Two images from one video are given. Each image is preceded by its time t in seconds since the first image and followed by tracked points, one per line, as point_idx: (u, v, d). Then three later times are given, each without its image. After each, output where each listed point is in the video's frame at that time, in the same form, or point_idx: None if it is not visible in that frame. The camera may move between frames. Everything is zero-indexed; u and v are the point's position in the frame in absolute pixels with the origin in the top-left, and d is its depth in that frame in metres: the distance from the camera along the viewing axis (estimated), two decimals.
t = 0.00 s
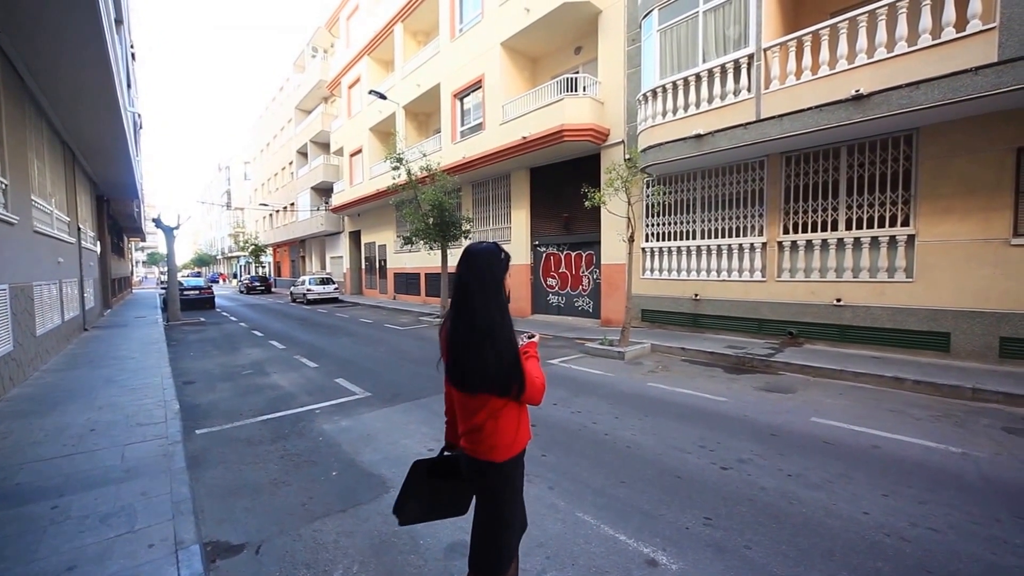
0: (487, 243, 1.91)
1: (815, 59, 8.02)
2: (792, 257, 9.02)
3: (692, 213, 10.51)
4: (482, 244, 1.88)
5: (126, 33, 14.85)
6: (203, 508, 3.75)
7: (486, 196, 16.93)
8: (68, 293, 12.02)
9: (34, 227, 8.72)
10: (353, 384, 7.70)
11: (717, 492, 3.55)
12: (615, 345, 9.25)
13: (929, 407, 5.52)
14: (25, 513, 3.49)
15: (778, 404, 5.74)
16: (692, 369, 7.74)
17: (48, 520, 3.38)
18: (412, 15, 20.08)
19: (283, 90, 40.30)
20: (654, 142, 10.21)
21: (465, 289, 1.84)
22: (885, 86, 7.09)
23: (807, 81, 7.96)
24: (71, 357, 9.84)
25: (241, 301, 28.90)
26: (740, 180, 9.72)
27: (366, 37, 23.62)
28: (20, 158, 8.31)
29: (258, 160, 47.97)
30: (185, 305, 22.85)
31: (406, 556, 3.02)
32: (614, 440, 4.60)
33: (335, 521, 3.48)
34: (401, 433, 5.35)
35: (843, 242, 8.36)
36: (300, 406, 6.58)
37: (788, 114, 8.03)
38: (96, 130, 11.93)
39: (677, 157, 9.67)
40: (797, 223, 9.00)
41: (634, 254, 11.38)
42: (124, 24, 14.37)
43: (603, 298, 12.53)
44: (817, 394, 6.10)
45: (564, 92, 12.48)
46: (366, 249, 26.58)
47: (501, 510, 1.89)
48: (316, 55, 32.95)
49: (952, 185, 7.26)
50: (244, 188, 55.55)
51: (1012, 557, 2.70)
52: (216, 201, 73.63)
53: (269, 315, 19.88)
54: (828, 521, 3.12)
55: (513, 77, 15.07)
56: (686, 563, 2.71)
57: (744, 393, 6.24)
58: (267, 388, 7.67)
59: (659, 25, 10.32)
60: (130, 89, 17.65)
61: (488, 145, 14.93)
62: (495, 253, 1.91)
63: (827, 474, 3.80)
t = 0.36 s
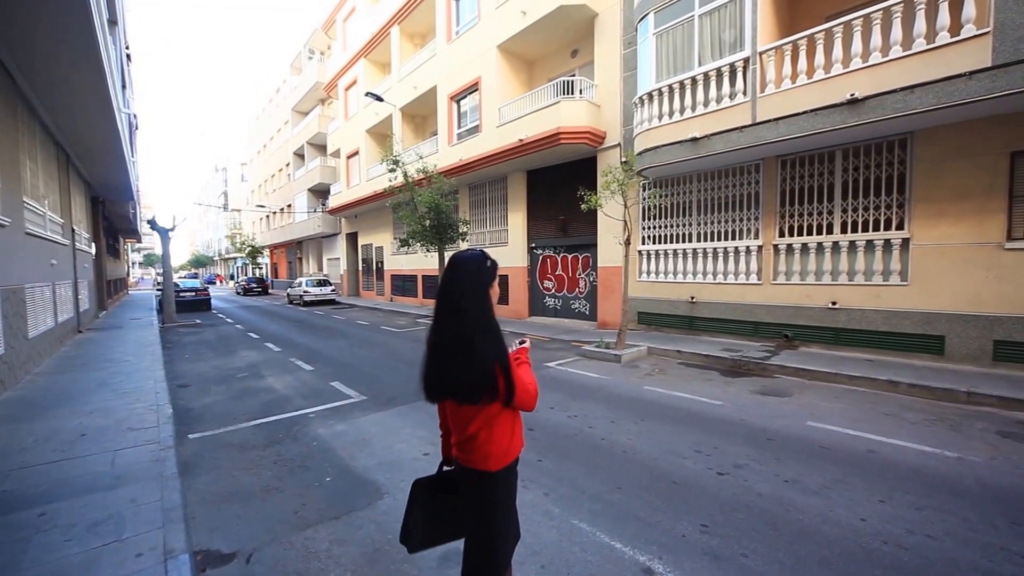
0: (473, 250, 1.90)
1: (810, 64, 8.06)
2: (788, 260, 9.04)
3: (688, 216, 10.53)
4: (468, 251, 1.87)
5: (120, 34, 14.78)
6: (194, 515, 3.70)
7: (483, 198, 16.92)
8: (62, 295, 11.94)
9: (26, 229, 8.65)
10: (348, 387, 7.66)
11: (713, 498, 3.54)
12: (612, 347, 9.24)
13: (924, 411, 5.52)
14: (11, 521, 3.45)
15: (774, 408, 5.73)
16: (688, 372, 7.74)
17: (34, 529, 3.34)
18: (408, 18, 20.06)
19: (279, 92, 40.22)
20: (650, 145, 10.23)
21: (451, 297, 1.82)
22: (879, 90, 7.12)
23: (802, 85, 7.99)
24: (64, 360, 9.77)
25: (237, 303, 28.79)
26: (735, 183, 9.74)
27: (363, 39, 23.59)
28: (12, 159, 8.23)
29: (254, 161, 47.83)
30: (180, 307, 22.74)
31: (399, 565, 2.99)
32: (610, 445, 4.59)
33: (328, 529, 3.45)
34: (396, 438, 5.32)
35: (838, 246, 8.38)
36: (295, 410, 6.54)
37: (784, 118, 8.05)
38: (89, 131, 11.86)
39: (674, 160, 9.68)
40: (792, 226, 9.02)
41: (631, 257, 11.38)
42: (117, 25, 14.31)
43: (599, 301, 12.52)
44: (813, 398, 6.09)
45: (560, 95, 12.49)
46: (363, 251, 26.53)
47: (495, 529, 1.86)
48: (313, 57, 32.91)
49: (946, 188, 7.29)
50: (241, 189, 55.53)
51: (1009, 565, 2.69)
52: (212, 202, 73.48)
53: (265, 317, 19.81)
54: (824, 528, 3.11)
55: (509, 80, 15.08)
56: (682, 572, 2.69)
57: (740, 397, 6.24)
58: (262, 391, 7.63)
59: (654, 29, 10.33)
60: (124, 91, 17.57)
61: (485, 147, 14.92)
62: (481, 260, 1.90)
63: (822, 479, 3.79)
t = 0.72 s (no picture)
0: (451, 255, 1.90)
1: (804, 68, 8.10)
2: (783, 262, 9.04)
3: (684, 218, 10.54)
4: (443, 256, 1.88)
5: (111, 32, 14.69)
6: (180, 523, 3.67)
7: (480, 200, 16.92)
8: (53, 296, 11.88)
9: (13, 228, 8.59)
10: (344, 389, 7.64)
11: (709, 502, 3.55)
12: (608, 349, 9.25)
13: (918, 412, 5.53)
14: None
15: (770, 410, 5.73)
16: (684, 374, 7.75)
17: (12, 538, 3.30)
18: (405, 19, 20.05)
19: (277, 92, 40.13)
20: (646, 147, 10.24)
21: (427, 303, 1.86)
22: (874, 94, 7.15)
23: (797, 89, 8.01)
24: (54, 361, 9.71)
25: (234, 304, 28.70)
26: (731, 185, 9.75)
27: (361, 39, 23.56)
28: None
29: (252, 161, 47.72)
30: (175, 307, 22.65)
31: (390, 572, 2.98)
32: (606, 447, 4.59)
33: (317, 536, 3.44)
34: (391, 441, 5.30)
35: (833, 248, 8.38)
36: (289, 412, 6.52)
37: (779, 121, 8.07)
38: (80, 128, 11.77)
39: (670, 162, 9.69)
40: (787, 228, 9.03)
41: (628, 258, 11.38)
42: (108, 23, 14.22)
43: (596, 302, 12.52)
44: (808, 399, 6.10)
45: (558, 97, 12.51)
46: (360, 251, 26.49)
47: (481, 539, 1.85)
48: (310, 57, 32.85)
49: (941, 191, 7.30)
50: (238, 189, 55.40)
51: (1001, 569, 2.70)
52: (209, 202, 73.26)
53: (262, 318, 19.75)
54: (821, 532, 3.12)
55: (507, 81, 15.08)
56: None
57: (736, 399, 6.24)
58: (256, 393, 7.61)
59: (651, 31, 10.35)
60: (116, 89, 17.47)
61: (483, 148, 14.93)
62: (458, 264, 1.89)
63: (816, 483, 3.80)
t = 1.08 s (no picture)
0: (429, 254, 1.97)
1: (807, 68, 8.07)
2: (787, 263, 9.04)
3: (688, 219, 10.53)
4: (418, 255, 1.96)
5: (103, 28, 14.59)
6: (165, 534, 3.61)
7: (482, 200, 16.90)
8: (42, 296, 11.80)
9: None
10: (342, 392, 7.63)
11: (713, 509, 3.54)
12: (611, 350, 9.25)
13: (922, 415, 5.51)
14: None
15: (773, 412, 5.73)
16: (687, 376, 7.73)
17: None
18: (406, 17, 20.03)
19: (277, 90, 40.07)
20: (650, 147, 10.21)
21: (403, 304, 1.95)
22: (877, 95, 7.12)
23: (801, 89, 7.97)
24: (42, 363, 9.63)
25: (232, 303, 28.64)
26: (734, 186, 9.73)
27: (362, 37, 23.51)
28: None
29: (251, 160, 47.68)
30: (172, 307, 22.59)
31: None
32: (609, 452, 4.57)
33: (311, 547, 3.41)
34: (389, 446, 5.30)
35: (836, 249, 8.37)
36: (284, 416, 6.51)
37: (782, 121, 8.05)
38: (71, 124, 11.69)
39: (673, 162, 9.66)
40: (791, 229, 9.01)
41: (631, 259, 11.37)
42: (99, 19, 14.12)
43: (599, 303, 12.50)
44: (812, 402, 6.09)
45: (560, 96, 12.49)
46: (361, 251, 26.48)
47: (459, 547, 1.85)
48: (310, 55, 32.79)
49: (943, 192, 7.28)
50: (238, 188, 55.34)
51: None
52: (209, 201, 73.20)
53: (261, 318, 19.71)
54: (830, 540, 3.11)
55: (509, 80, 15.03)
56: None
57: (738, 401, 6.23)
58: (252, 397, 7.58)
59: (654, 31, 10.32)
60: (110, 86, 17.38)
61: (484, 148, 14.91)
62: (433, 263, 1.95)
63: (822, 489, 3.81)
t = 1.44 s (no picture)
0: (426, 249, 1.97)
1: (809, 64, 8.01)
2: (790, 260, 8.97)
3: (690, 216, 10.48)
4: (414, 250, 1.95)
5: (93, 21, 14.42)
6: (147, 546, 3.55)
7: (483, 196, 16.84)
8: (29, 294, 11.70)
9: None
10: (339, 393, 7.60)
11: (719, 513, 3.51)
12: (615, 348, 9.23)
13: (928, 414, 5.47)
14: None
15: (779, 412, 5.70)
16: (690, 375, 7.70)
17: None
18: (407, 11, 19.93)
19: (276, 86, 39.90)
20: (653, 143, 10.17)
21: (398, 299, 1.94)
22: (881, 91, 7.05)
23: (804, 85, 7.90)
24: (29, 364, 9.55)
25: (229, 302, 28.56)
26: (737, 183, 9.68)
27: (362, 31, 23.39)
28: None
29: (250, 156, 47.55)
30: (168, 305, 22.52)
31: None
32: (612, 454, 4.54)
33: (302, 556, 3.37)
34: (386, 449, 5.27)
35: (840, 247, 8.31)
36: (277, 418, 6.49)
37: (786, 117, 7.98)
38: (60, 118, 11.56)
39: (677, 159, 9.61)
40: (794, 227, 8.95)
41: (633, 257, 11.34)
42: (89, 11, 13.95)
43: (603, 301, 12.46)
44: (817, 401, 6.05)
45: (562, 92, 12.43)
46: (361, 248, 26.45)
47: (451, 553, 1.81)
48: (310, 49, 32.63)
49: (948, 189, 7.21)
50: (236, 186, 55.27)
51: None
52: (208, 198, 73.12)
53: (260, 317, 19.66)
54: (838, 545, 3.08)
55: (510, 75, 14.94)
56: None
57: (743, 400, 6.20)
58: (245, 398, 7.54)
59: (657, 26, 10.27)
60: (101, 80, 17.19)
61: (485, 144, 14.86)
62: (429, 258, 1.94)
63: (831, 490, 3.79)
